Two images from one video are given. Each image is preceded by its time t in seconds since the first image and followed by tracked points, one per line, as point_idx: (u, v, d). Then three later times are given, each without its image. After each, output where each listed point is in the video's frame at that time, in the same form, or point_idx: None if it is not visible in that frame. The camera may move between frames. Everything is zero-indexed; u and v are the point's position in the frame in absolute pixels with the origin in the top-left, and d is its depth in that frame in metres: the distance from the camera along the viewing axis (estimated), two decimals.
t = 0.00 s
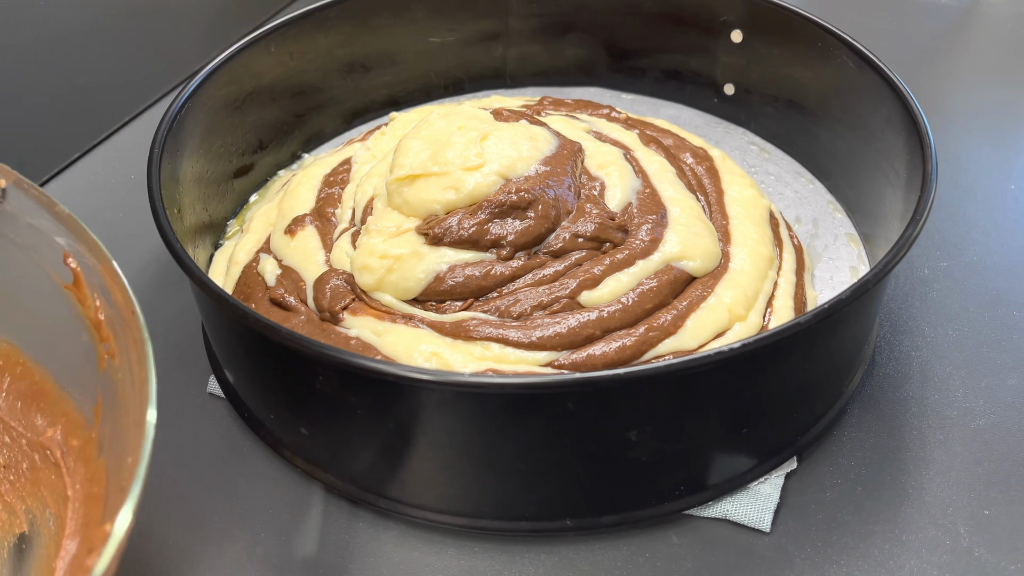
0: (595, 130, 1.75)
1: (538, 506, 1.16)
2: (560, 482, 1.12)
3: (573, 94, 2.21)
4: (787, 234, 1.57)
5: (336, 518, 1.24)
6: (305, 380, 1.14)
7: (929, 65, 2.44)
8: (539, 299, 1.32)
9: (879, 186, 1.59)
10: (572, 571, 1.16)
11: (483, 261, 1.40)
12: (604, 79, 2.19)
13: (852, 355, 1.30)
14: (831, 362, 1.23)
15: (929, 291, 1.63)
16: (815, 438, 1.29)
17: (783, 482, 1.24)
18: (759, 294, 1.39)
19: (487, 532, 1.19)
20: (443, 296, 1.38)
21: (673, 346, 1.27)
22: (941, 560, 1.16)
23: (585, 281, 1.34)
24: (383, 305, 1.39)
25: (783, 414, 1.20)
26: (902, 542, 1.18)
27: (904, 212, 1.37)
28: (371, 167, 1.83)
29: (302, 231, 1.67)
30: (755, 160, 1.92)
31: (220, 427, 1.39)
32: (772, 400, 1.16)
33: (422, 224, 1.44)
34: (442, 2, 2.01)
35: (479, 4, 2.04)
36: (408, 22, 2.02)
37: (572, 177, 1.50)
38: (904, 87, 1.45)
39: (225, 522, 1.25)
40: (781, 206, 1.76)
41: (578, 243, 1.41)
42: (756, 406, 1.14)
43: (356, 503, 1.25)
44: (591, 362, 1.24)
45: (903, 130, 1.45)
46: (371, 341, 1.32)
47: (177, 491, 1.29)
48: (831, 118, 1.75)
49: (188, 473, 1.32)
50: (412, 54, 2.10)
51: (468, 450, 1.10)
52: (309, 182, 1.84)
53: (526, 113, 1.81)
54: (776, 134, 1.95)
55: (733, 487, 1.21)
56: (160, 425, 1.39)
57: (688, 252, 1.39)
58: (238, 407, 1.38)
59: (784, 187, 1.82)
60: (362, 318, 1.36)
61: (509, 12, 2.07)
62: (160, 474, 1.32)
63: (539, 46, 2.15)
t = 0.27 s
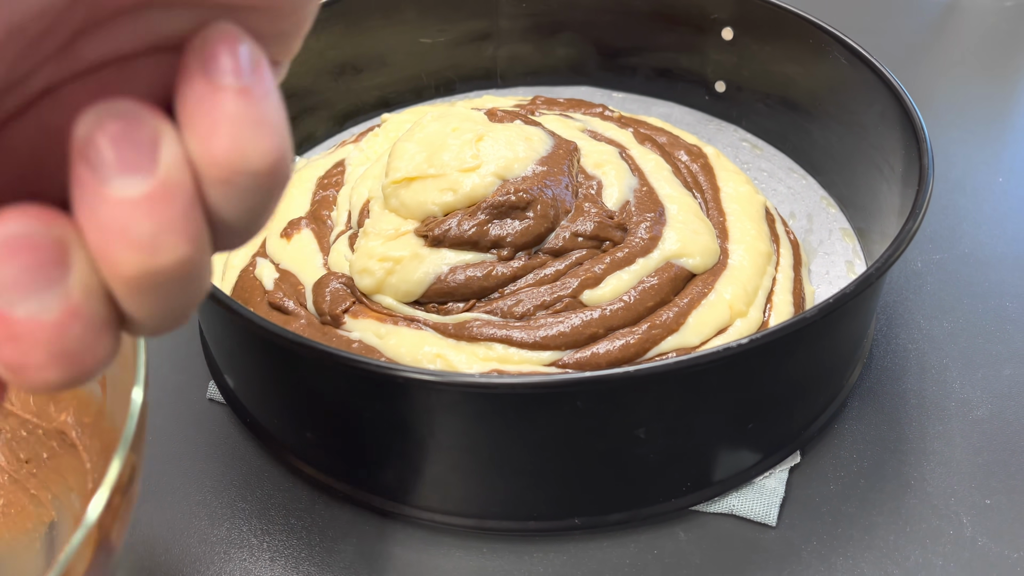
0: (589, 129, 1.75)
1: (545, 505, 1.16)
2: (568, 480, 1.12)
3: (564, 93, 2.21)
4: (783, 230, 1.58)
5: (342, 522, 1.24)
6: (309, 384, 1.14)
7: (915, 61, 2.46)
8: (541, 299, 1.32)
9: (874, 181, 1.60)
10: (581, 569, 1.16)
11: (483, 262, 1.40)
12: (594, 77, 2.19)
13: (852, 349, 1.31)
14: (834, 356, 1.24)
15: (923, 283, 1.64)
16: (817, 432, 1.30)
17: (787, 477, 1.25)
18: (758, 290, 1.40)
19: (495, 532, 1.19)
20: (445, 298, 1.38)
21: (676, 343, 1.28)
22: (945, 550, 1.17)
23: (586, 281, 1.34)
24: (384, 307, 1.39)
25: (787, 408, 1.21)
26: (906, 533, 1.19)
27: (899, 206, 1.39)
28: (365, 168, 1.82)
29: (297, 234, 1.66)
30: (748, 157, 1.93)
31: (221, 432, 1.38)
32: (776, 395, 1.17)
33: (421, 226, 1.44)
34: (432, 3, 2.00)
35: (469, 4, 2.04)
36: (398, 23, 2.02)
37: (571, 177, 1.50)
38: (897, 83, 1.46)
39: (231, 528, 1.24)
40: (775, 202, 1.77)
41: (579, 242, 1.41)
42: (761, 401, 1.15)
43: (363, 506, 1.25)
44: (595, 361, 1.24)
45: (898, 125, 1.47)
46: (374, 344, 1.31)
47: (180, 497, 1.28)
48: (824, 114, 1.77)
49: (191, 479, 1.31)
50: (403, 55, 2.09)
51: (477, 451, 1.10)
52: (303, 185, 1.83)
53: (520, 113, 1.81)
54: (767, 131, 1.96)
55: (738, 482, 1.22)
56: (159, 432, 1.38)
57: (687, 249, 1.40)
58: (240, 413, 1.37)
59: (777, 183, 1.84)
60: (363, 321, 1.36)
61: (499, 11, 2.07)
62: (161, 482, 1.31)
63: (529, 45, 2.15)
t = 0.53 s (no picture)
0: (583, 128, 1.76)
1: (553, 505, 1.16)
2: (575, 480, 1.12)
3: (554, 92, 2.21)
4: (778, 226, 1.59)
5: (348, 527, 1.23)
6: (314, 389, 1.14)
7: (899, 56, 2.48)
8: (543, 299, 1.32)
9: (867, 176, 1.62)
10: (589, 568, 1.16)
11: (483, 263, 1.39)
12: (584, 76, 2.19)
13: (852, 343, 1.32)
14: (835, 350, 1.25)
15: (916, 276, 1.66)
16: (820, 426, 1.31)
17: (791, 471, 1.26)
18: (757, 286, 1.40)
19: (502, 533, 1.19)
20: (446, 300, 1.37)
21: (678, 341, 1.28)
22: (948, 540, 1.19)
23: (587, 280, 1.34)
24: (385, 310, 1.37)
25: (791, 403, 1.22)
26: (910, 525, 1.20)
27: (896, 201, 1.40)
28: (359, 170, 1.82)
29: (292, 238, 1.65)
30: (739, 154, 1.94)
31: (222, 439, 1.37)
32: (780, 390, 1.17)
33: (418, 228, 1.44)
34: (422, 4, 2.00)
35: (459, 5, 2.03)
36: (388, 24, 2.01)
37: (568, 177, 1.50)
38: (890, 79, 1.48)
39: (236, 536, 1.23)
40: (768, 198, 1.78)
41: (578, 242, 1.42)
42: (766, 397, 1.16)
43: (368, 511, 1.24)
44: (599, 359, 1.24)
45: (892, 120, 1.48)
46: (375, 347, 1.31)
47: (182, 506, 1.27)
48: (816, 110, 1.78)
49: (193, 487, 1.30)
50: (393, 57, 2.08)
51: (485, 453, 1.10)
52: (296, 189, 1.82)
53: (513, 113, 1.81)
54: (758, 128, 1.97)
55: (744, 477, 1.23)
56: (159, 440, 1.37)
57: (686, 247, 1.40)
58: (239, 419, 1.36)
59: (770, 179, 1.85)
60: (363, 324, 1.35)
61: (489, 11, 2.07)
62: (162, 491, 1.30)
63: (519, 45, 2.14)
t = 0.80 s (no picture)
0: (577, 127, 1.76)
1: (560, 504, 1.16)
2: (583, 478, 1.12)
3: (545, 92, 2.21)
4: (773, 221, 1.60)
5: (354, 530, 1.23)
6: (319, 393, 1.13)
7: (884, 52, 2.50)
8: (544, 298, 1.33)
9: (860, 171, 1.64)
10: (597, 566, 1.17)
11: (483, 264, 1.39)
12: (575, 76, 2.19)
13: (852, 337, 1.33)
14: (836, 344, 1.26)
15: (910, 269, 1.68)
16: (821, 419, 1.32)
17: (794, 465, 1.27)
18: (755, 282, 1.41)
19: (509, 534, 1.19)
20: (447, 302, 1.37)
21: (680, 338, 1.29)
22: (951, 530, 1.20)
23: (588, 279, 1.35)
24: (385, 313, 1.37)
25: (793, 398, 1.23)
26: (912, 516, 1.22)
27: (892, 197, 1.41)
28: (352, 172, 1.81)
29: (288, 241, 1.64)
30: (731, 151, 1.95)
31: (223, 445, 1.36)
32: (783, 385, 1.18)
33: (416, 231, 1.43)
34: (413, 5, 1.99)
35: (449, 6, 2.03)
36: (379, 26, 2.00)
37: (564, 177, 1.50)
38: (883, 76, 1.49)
39: (241, 542, 1.22)
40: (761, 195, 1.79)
41: (577, 241, 1.42)
42: (769, 392, 1.17)
43: (374, 515, 1.24)
44: (602, 358, 1.25)
45: (886, 115, 1.50)
46: (377, 350, 1.30)
47: (185, 513, 1.26)
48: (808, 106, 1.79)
49: (196, 495, 1.29)
50: (383, 59, 2.08)
51: (492, 454, 1.10)
52: (289, 192, 1.81)
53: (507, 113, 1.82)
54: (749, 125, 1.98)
55: (748, 472, 1.23)
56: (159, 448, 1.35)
57: (684, 244, 1.41)
58: (240, 425, 1.35)
59: (763, 175, 1.86)
60: (363, 327, 1.34)
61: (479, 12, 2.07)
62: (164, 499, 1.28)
63: (509, 46, 2.14)
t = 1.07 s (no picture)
0: (572, 126, 1.76)
1: (568, 502, 1.16)
2: (591, 476, 1.13)
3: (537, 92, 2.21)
4: (770, 217, 1.61)
5: (361, 534, 1.22)
6: (326, 397, 1.13)
7: (871, 48, 2.52)
8: (547, 298, 1.33)
9: (854, 167, 1.65)
10: (606, 564, 1.17)
11: (484, 265, 1.39)
12: (566, 75, 2.20)
13: (852, 331, 1.34)
14: (838, 338, 1.27)
15: (904, 263, 1.70)
16: (823, 413, 1.33)
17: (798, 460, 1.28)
18: (755, 278, 1.42)
19: (517, 534, 1.19)
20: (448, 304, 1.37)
21: (684, 335, 1.29)
22: (954, 520, 1.21)
23: (590, 278, 1.35)
24: (386, 316, 1.36)
25: (797, 392, 1.24)
26: (916, 507, 1.23)
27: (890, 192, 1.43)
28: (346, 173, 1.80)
29: (284, 245, 1.63)
30: (724, 148, 1.96)
31: (226, 451, 1.35)
32: (788, 379, 1.19)
33: (415, 234, 1.43)
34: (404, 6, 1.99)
35: (440, 7, 2.03)
36: (370, 28, 2.00)
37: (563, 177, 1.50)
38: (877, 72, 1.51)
39: (247, 548, 1.21)
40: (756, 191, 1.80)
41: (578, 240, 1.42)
42: (774, 387, 1.17)
43: (381, 518, 1.24)
44: (608, 357, 1.25)
45: (881, 111, 1.51)
46: (381, 353, 1.30)
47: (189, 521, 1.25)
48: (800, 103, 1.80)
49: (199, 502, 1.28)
50: (375, 60, 2.07)
51: (501, 454, 1.10)
52: (284, 195, 1.79)
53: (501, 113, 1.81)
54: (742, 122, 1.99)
55: (754, 467, 1.24)
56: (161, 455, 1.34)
57: (684, 242, 1.42)
58: (242, 431, 1.34)
59: (756, 172, 1.87)
60: (365, 330, 1.34)
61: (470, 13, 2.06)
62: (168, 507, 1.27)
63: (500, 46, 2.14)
